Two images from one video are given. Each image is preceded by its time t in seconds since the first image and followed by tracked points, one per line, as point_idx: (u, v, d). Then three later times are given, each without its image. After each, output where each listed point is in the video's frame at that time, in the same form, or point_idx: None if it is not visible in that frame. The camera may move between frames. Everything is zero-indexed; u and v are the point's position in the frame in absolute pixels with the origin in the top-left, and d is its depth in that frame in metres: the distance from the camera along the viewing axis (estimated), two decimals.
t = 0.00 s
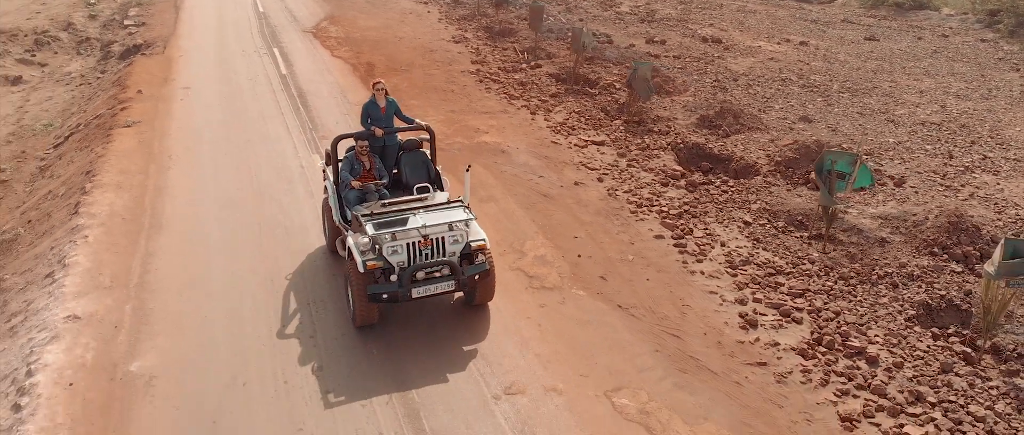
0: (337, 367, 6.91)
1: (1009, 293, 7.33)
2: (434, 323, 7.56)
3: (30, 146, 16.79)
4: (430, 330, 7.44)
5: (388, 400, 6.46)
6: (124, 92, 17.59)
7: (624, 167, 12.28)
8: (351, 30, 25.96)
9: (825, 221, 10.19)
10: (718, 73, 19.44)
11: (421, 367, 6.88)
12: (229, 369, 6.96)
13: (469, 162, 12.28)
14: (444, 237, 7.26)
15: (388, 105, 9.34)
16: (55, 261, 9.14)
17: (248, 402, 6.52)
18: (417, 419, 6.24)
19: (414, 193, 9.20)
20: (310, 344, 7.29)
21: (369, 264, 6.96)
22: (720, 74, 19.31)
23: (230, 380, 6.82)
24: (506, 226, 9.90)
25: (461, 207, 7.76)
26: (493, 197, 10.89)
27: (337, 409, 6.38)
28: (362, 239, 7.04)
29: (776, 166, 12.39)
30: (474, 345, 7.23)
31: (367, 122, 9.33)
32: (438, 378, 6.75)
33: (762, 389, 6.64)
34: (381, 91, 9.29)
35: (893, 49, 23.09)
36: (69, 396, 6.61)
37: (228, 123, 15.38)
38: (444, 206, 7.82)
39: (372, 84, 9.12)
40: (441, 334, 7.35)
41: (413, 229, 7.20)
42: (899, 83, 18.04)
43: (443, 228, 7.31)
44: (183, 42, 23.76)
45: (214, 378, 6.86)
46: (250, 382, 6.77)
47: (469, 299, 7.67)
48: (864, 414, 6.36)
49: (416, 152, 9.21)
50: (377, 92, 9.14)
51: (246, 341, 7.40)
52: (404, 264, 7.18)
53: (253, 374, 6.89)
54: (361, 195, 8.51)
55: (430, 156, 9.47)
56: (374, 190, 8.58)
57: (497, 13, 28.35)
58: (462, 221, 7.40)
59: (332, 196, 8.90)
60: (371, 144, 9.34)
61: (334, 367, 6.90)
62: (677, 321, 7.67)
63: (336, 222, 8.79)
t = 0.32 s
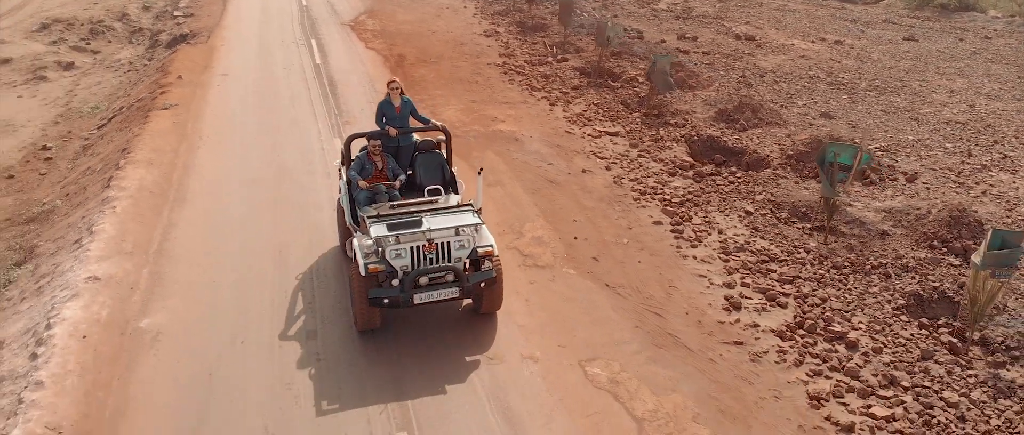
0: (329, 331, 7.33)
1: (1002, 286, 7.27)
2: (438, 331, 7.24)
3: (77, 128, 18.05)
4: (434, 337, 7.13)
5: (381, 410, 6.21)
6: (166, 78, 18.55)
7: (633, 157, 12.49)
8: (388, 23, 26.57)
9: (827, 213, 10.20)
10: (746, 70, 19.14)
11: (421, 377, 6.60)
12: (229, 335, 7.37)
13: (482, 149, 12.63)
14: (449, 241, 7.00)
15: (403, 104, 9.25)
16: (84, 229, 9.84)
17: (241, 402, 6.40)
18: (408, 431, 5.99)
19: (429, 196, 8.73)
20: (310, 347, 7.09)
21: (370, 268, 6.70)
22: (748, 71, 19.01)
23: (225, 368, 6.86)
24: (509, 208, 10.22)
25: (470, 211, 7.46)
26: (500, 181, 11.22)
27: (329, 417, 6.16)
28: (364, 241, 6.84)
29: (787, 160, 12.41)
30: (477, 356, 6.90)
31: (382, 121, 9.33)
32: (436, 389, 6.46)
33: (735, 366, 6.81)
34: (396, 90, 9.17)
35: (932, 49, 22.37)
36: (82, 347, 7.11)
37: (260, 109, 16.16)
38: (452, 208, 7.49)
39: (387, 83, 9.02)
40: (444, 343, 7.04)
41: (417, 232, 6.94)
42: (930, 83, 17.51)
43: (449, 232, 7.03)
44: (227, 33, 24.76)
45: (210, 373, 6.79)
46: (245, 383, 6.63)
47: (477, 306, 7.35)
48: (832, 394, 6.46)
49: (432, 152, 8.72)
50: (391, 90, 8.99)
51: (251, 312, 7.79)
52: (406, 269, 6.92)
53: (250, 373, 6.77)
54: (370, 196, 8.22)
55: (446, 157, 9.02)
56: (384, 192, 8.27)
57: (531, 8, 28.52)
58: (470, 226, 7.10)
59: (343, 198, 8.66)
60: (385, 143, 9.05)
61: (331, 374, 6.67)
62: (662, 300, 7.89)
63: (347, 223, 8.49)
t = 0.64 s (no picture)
0: (327, 299, 7.82)
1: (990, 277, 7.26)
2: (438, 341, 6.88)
3: (122, 111, 19.06)
4: (433, 347, 6.80)
5: (367, 421, 5.93)
6: (207, 66, 19.42)
7: (645, 148, 12.67)
8: (424, 17, 27.08)
9: (831, 205, 10.20)
10: (775, 67, 18.66)
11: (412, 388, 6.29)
12: (235, 304, 7.81)
13: (497, 137, 12.95)
14: (450, 247, 6.63)
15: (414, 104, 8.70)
16: (116, 200, 10.57)
17: (233, 391, 6.39)
18: None
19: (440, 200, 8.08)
20: (305, 352, 6.87)
21: (367, 273, 6.44)
22: (776, 67, 18.56)
23: (223, 350, 6.99)
24: (515, 192, 10.52)
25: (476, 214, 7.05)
26: (510, 167, 11.55)
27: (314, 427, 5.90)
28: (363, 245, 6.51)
29: (800, 154, 12.38)
30: (474, 368, 6.56)
31: (393, 121, 8.77)
32: (426, 402, 6.14)
33: (712, 343, 7.00)
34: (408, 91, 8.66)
35: (972, 51, 21.68)
36: (101, 302, 7.70)
37: (292, 96, 16.88)
38: (458, 212, 7.06)
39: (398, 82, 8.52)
40: (442, 354, 6.71)
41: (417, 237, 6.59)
42: (962, 84, 17.07)
43: (451, 238, 6.65)
44: (269, 24, 25.66)
45: (208, 360, 6.85)
46: (238, 378, 6.55)
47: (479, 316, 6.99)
48: (803, 373, 6.59)
49: (444, 153, 8.11)
50: (402, 90, 8.53)
51: (258, 292, 8.05)
52: (405, 275, 6.59)
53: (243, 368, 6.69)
54: (376, 198, 7.57)
55: (459, 161, 8.41)
56: (391, 193, 7.61)
57: (566, 3, 28.62)
58: (473, 232, 6.71)
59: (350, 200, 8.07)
60: (395, 143, 8.46)
61: (322, 379, 6.44)
62: (651, 281, 8.13)
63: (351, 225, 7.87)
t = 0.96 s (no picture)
0: (334, 270, 8.34)
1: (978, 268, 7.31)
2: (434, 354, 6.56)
3: (168, 96, 20.00)
4: (428, 360, 6.49)
5: None
6: (249, 55, 20.27)
7: (660, 140, 12.86)
8: (461, 13, 27.53)
9: (836, 198, 10.24)
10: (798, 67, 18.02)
11: (400, 401, 6.04)
12: (249, 277, 8.25)
13: (515, 128, 13.29)
14: (446, 257, 6.41)
15: (424, 106, 8.22)
16: (150, 177, 11.29)
17: (226, 377, 6.52)
18: None
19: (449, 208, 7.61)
20: (300, 355, 6.73)
21: (359, 279, 6.27)
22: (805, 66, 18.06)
23: (227, 330, 7.22)
24: (525, 178, 10.86)
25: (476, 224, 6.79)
26: (523, 155, 11.88)
27: None
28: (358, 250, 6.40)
29: (816, 149, 12.38)
30: (466, 384, 6.24)
31: (400, 123, 8.31)
32: (411, 419, 5.87)
33: (695, 322, 7.23)
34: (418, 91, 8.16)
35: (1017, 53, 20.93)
36: (125, 265, 8.29)
37: (325, 84, 17.55)
38: (458, 220, 6.75)
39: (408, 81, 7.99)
40: (436, 365, 6.42)
41: (412, 245, 6.38)
42: (998, 86, 16.61)
43: (448, 247, 6.44)
44: (312, 17, 26.51)
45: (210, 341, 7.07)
46: (230, 370, 6.61)
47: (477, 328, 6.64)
48: (780, 354, 6.75)
49: (454, 159, 7.69)
50: (409, 90, 8.03)
51: (270, 273, 8.32)
52: (399, 284, 6.38)
53: (238, 360, 6.74)
54: (381, 202, 7.02)
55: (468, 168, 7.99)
56: (396, 199, 7.08)
57: None
58: (471, 241, 6.50)
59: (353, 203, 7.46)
60: (401, 145, 7.95)
61: (311, 387, 6.28)
62: (644, 263, 8.39)
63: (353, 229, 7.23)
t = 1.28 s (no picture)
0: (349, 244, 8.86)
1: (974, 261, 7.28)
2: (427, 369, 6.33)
3: (217, 84, 20.95)
4: (420, 373, 6.27)
5: None
6: (293, 47, 21.11)
7: (680, 134, 13.03)
8: (502, 7, 27.91)
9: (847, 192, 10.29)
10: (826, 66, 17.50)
11: (385, 416, 5.83)
12: (266, 260, 8.50)
13: (537, 120, 13.62)
14: (439, 267, 6.15)
15: (431, 109, 8.25)
16: (189, 156, 12.05)
17: (220, 367, 6.61)
18: None
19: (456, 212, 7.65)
20: (290, 362, 6.59)
21: (349, 287, 6.09)
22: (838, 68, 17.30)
23: (232, 314, 7.41)
24: (540, 166, 11.21)
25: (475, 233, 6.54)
26: (542, 144, 12.24)
27: None
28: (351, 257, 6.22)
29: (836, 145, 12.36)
30: (454, 401, 5.98)
31: (409, 126, 8.38)
32: None
33: (686, 303, 7.49)
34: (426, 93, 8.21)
35: None
36: (156, 234, 8.95)
37: (363, 75, 18.18)
38: (458, 228, 6.54)
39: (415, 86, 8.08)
40: (426, 379, 6.19)
41: (406, 253, 6.15)
42: None
43: (442, 257, 6.21)
44: (357, 12, 27.33)
45: (217, 320, 7.34)
46: (223, 363, 6.67)
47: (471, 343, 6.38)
48: (765, 336, 6.94)
49: (462, 163, 7.66)
50: (417, 94, 8.19)
51: (287, 260, 8.52)
52: (391, 293, 6.15)
53: (229, 355, 6.76)
54: (382, 207, 7.21)
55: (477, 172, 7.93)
56: (397, 205, 7.22)
57: None
58: (467, 252, 6.24)
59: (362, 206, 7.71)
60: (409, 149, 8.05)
61: (297, 396, 6.15)
62: (645, 248, 8.66)
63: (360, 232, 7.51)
